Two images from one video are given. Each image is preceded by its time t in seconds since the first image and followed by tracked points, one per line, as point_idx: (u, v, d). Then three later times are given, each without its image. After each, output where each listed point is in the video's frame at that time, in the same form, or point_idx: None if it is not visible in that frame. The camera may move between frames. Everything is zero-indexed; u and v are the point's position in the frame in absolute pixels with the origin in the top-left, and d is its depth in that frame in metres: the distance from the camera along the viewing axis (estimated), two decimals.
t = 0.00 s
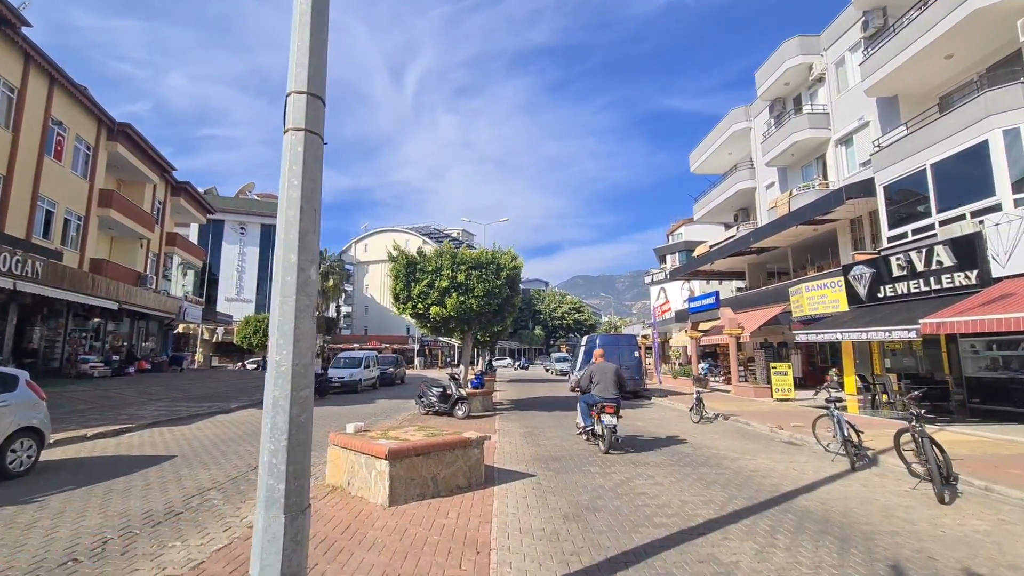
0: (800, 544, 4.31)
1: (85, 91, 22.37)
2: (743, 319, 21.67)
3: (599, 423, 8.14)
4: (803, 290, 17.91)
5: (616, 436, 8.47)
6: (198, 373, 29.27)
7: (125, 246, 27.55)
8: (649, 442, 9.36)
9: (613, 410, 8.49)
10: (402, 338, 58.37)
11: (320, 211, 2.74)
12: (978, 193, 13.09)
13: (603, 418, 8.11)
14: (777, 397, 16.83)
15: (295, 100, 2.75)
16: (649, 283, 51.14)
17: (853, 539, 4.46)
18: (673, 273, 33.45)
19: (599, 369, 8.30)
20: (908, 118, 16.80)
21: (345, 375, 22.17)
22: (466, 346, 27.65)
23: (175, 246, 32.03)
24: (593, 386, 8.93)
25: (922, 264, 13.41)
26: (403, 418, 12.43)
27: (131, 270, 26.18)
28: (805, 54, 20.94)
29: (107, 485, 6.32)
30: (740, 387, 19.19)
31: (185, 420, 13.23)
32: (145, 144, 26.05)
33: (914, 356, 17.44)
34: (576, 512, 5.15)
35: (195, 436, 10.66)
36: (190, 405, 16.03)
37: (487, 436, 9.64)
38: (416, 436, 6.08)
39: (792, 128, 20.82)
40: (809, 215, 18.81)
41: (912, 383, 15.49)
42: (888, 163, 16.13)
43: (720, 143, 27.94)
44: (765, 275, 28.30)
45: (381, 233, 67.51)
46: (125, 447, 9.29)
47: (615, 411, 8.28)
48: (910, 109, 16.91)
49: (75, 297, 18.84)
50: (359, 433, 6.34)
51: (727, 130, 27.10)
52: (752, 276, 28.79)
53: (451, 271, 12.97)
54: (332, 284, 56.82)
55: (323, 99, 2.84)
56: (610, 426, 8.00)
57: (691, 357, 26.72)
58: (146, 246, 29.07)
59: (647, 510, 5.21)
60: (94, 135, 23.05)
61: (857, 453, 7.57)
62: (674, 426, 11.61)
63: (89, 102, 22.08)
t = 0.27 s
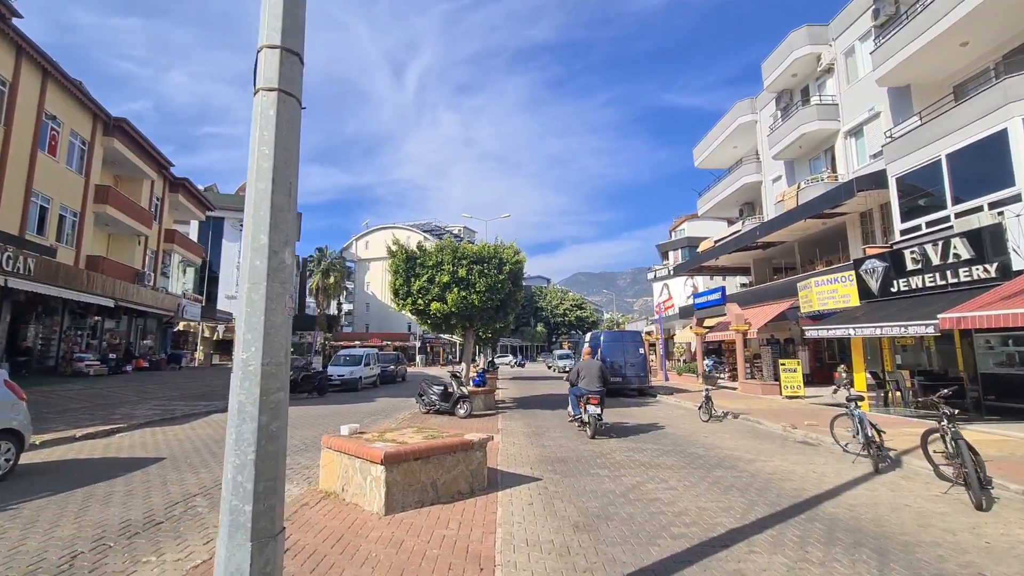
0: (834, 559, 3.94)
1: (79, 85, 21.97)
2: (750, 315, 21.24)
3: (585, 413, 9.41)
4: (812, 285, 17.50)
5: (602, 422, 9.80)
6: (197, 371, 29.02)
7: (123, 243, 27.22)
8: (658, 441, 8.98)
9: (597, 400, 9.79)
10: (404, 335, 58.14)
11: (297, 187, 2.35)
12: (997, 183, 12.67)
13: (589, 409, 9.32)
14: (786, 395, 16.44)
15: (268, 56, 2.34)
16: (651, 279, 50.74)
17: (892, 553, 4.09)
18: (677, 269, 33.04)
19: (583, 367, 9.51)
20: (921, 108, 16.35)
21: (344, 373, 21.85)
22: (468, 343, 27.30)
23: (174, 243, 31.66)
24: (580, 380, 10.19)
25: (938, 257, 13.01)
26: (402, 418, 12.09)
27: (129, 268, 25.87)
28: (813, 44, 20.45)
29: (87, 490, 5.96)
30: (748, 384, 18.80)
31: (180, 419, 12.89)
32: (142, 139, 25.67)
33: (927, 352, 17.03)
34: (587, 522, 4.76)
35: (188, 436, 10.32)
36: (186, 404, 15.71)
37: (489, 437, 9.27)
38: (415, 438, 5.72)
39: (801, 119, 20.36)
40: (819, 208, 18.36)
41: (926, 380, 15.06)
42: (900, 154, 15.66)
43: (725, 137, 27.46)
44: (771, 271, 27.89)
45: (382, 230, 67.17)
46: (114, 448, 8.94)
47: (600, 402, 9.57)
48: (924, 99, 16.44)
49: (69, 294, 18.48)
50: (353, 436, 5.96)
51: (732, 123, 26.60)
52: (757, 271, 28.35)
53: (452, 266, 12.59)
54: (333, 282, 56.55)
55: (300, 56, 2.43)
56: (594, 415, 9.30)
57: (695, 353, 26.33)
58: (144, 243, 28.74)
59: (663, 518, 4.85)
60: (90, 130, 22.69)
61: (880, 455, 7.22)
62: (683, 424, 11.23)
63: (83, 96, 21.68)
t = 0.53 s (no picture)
0: None
1: (74, 78, 21.59)
2: (757, 313, 20.78)
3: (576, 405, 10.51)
4: (823, 281, 17.01)
5: (591, 410, 11.11)
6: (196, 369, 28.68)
7: (120, 239, 26.86)
8: (668, 443, 8.56)
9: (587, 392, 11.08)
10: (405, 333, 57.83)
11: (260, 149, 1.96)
12: (1017, 175, 12.21)
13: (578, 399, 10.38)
14: (796, 394, 16.02)
15: None
16: (655, 277, 50.26)
17: (940, 573, 3.66)
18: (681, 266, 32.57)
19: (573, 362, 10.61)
20: (935, 99, 15.86)
21: (344, 371, 21.49)
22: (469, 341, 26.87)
23: (172, 240, 31.30)
24: (571, 373, 11.43)
25: (957, 251, 12.55)
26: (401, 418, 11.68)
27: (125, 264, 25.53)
28: (823, 35, 19.96)
29: (61, 498, 5.58)
30: (756, 383, 18.36)
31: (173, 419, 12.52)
32: (139, 134, 25.29)
33: (940, 351, 16.59)
34: (598, 535, 4.35)
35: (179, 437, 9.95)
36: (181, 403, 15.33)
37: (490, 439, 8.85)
38: (412, 442, 5.32)
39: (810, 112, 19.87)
40: (829, 203, 17.89)
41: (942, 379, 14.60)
42: (915, 146, 15.17)
43: (731, 131, 26.96)
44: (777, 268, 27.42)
45: (383, 227, 66.80)
46: (100, 450, 8.57)
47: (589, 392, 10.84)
48: (939, 89, 15.93)
49: (62, 290, 18.11)
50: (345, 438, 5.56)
51: (739, 117, 26.09)
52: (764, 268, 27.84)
53: (452, 261, 12.18)
54: (334, 279, 56.22)
55: None
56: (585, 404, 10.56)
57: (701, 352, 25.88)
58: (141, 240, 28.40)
59: (682, 530, 4.42)
60: (85, 124, 22.32)
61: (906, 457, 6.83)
62: (693, 425, 10.78)
63: (78, 89, 21.29)
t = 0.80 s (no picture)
0: None
1: (72, 74, 21.30)
2: (766, 311, 20.34)
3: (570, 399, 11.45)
4: (834, 279, 16.54)
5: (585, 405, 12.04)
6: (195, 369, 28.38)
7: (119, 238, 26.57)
8: (680, 448, 8.17)
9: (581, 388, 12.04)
10: (407, 332, 57.52)
11: (209, 103, 1.77)
12: None
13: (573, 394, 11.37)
14: (807, 394, 15.59)
15: None
16: (659, 275, 49.75)
17: None
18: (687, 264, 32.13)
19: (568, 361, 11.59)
20: (951, 90, 15.40)
21: (345, 371, 21.15)
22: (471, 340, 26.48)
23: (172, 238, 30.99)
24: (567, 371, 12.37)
25: (977, 247, 12.12)
26: (401, 421, 11.31)
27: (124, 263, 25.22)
28: (833, 26, 19.52)
29: (37, 508, 5.22)
30: (765, 383, 17.93)
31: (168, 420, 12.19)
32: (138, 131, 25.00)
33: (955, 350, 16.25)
34: (612, 553, 3.97)
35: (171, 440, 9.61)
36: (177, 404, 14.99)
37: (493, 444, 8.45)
38: (410, 449, 4.94)
39: (820, 105, 19.43)
40: (840, 198, 17.46)
41: (959, 380, 14.16)
42: (930, 139, 14.74)
43: (738, 126, 26.50)
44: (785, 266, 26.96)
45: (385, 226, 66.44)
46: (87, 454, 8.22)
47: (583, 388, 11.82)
48: (955, 81, 15.48)
49: (57, 289, 17.76)
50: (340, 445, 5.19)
51: (746, 111, 25.64)
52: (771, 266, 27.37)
53: (454, 258, 11.80)
54: (335, 278, 55.92)
55: None
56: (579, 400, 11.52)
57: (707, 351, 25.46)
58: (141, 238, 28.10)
59: (703, 549, 4.03)
60: (82, 121, 22.03)
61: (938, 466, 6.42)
62: (704, 427, 10.38)
63: (75, 85, 21.00)
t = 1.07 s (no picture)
0: None
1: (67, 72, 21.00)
2: (774, 310, 19.89)
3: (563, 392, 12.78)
4: (846, 276, 16.02)
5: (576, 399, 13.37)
6: (194, 371, 27.99)
7: (116, 238, 26.24)
8: (694, 453, 7.75)
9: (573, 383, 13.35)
10: (409, 333, 57.18)
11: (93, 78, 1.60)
12: None
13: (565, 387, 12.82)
14: (819, 395, 15.16)
15: None
16: (663, 275, 49.28)
17: None
18: (692, 263, 31.65)
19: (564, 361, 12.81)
20: (967, 81, 14.96)
21: (345, 372, 20.77)
22: (473, 340, 26.06)
23: (171, 239, 30.62)
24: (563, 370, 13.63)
25: (999, 242, 11.66)
26: (401, 424, 10.92)
27: (121, 263, 24.89)
28: (842, 18, 19.10)
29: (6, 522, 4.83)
30: (774, 383, 17.49)
31: (161, 425, 11.81)
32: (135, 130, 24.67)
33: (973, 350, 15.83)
34: None
35: (161, 445, 9.23)
36: (172, 407, 14.62)
37: (496, 450, 8.03)
38: (407, 459, 4.53)
39: (829, 99, 19.02)
40: (851, 194, 17.02)
41: (977, 380, 13.68)
42: (945, 132, 14.30)
43: (743, 123, 26.11)
44: (792, 264, 26.52)
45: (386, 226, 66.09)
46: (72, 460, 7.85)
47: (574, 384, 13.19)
48: (970, 72, 15.05)
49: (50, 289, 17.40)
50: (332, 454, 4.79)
51: (751, 107, 25.21)
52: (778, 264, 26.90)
53: (454, 255, 11.38)
54: (337, 279, 55.59)
55: None
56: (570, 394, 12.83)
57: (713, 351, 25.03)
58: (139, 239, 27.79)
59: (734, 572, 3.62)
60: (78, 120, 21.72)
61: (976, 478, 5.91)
62: (716, 430, 9.95)
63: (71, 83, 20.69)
